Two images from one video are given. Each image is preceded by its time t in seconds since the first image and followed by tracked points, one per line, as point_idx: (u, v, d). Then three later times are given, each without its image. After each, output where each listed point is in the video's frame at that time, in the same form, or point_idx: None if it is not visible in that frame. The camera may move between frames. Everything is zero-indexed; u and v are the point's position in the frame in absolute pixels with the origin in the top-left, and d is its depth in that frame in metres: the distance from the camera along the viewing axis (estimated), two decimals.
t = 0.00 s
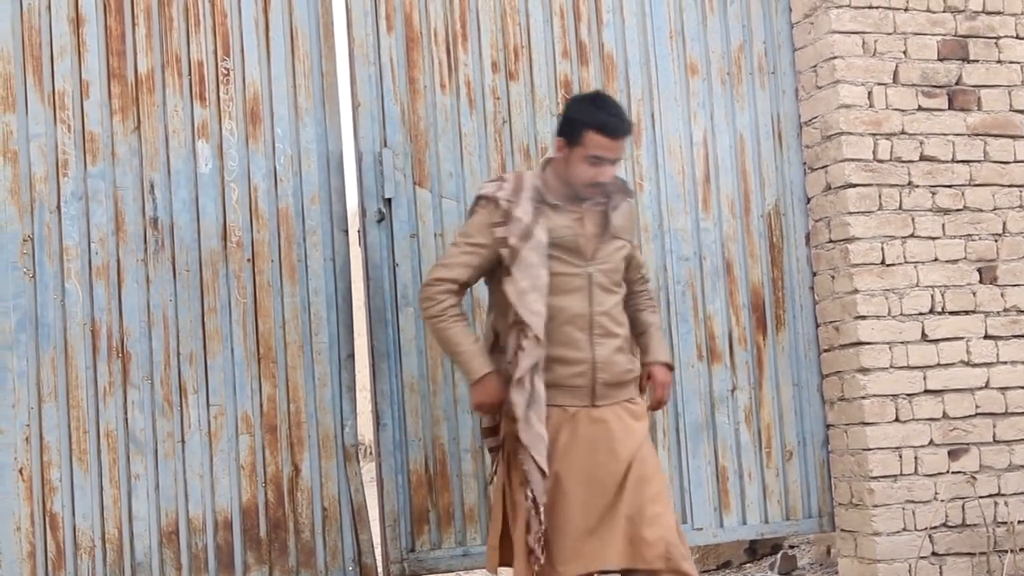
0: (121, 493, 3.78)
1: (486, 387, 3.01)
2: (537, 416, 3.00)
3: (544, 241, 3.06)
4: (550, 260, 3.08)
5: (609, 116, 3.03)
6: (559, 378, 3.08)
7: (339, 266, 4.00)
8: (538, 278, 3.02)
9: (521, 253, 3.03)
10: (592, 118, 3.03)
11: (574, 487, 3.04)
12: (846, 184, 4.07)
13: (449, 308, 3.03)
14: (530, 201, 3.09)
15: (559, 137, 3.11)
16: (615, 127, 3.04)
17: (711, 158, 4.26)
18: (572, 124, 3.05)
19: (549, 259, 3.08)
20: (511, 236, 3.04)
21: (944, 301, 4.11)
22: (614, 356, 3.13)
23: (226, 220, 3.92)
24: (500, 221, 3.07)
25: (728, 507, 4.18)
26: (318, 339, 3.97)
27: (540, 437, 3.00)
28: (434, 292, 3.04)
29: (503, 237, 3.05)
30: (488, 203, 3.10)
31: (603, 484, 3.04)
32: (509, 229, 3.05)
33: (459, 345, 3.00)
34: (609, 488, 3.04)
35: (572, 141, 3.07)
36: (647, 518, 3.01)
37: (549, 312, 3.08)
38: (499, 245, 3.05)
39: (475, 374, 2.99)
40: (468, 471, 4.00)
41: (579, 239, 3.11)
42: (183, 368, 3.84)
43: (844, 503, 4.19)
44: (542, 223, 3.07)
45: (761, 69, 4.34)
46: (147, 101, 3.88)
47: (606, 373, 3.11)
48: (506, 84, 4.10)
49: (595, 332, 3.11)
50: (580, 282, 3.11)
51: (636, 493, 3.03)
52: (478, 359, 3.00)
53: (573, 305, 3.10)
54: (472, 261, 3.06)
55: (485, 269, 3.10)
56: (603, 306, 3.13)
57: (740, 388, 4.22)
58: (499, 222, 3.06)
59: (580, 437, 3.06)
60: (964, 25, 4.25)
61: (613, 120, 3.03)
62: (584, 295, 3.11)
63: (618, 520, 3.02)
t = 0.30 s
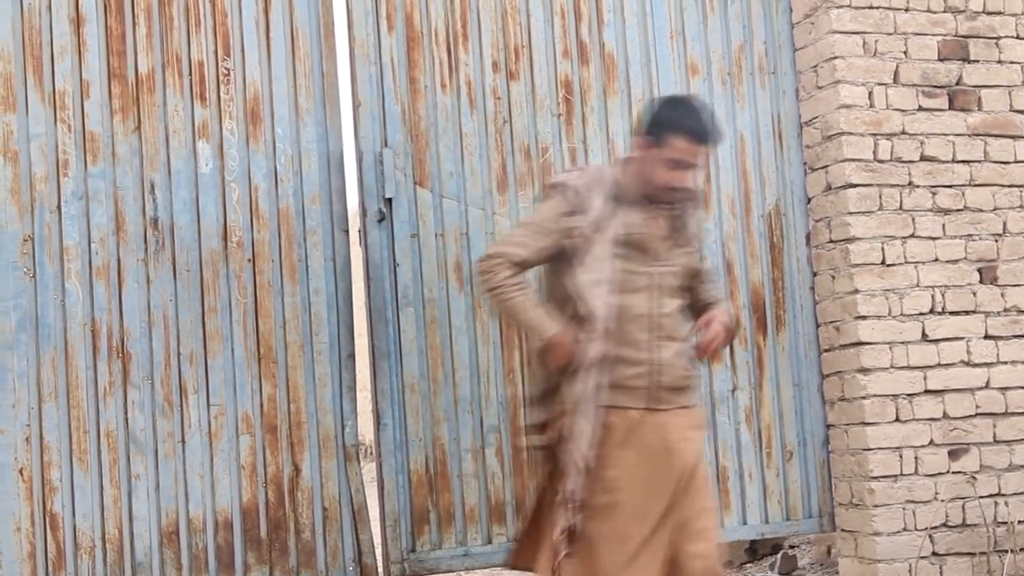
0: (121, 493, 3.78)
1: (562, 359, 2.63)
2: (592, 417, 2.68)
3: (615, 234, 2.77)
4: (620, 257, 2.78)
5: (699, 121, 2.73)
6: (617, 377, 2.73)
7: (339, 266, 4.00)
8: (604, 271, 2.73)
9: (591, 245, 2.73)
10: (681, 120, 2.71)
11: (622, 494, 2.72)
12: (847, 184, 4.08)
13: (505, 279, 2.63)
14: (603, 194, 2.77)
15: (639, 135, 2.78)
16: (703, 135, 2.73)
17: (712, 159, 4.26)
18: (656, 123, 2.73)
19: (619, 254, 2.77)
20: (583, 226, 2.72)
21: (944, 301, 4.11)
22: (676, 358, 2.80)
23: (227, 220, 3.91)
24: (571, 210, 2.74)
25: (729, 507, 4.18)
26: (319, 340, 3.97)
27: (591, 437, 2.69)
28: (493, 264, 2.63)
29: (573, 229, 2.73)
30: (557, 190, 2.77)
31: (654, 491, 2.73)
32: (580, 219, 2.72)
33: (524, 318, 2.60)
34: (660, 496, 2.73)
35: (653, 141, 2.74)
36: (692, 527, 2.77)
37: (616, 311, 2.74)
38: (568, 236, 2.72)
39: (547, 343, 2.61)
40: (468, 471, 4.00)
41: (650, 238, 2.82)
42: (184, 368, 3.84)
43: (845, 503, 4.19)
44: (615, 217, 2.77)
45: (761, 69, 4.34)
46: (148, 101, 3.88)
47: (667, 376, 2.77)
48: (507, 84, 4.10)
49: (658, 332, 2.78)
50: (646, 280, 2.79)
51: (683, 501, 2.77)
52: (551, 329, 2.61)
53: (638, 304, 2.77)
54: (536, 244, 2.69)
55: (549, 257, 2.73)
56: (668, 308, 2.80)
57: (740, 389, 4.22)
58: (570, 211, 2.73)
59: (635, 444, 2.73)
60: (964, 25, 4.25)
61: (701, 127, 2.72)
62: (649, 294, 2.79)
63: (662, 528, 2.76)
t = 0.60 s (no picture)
0: (108, 496, 3.77)
1: (608, 336, 2.92)
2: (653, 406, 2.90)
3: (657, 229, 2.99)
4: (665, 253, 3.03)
5: (745, 121, 2.95)
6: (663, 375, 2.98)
7: (326, 266, 4.00)
8: (652, 266, 2.94)
9: (634, 243, 2.96)
10: (729, 120, 2.95)
11: (678, 493, 2.93)
12: (834, 186, 4.08)
13: (544, 268, 2.96)
14: (645, 190, 3.04)
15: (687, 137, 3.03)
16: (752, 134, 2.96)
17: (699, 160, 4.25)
18: (706, 124, 2.98)
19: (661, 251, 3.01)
20: (624, 221, 2.99)
21: (931, 303, 4.12)
22: (713, 360, 3.04)
23: (214, 221, 3.91)
24: (614, 206, 3.02)
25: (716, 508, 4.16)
26: (306, 342, 3.96)
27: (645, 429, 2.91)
28: (529, 254, 2.97)
29: (615, 222, 3.01)
30: (602, 186, 3.06)
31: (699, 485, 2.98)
32: (623, 214, 3.00)
33: (564, 301, 2.93)
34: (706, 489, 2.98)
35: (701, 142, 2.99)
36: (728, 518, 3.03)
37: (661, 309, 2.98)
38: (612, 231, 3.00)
39: (589, 323, 2.92)
40: (456, 473, 3.99)
41: (688, 236, 3.04)
42: (171, 369, 3.83)
43: (832, 504, 4.19)
44: (657, 213, 3.01)
45: (749, 71, 4.34)
46: (135, 102, 3.87)
47: (705, 376, 3.02)
48: (495, 85, 4.10)
49: (696, 333, 3.02)
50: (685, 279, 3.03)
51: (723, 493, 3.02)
52: (590, 308, 2.92)
53: (680, 304, 3.01)
54: (573, 236, 3.00)
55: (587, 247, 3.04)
56: (708, 309, 3.04)
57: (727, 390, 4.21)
58: (613, 207, 3.02)
59: (681, 443, 2.97)
60: (952, 27, 4.26)
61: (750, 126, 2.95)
62: (688, 294, 3.03)
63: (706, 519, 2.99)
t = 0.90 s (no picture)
0: (91, 497, 3.76)
1: (615, 341, 2.84)
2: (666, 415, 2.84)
3: (658, 231, 2.91)
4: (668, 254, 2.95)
5: (741, 111, 2.89)
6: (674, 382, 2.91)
7: (309, 267, 3.99)
8: (655, 270, 2.87)
9: (637, 245, 2.88)
10: (724, 111, 2.89)
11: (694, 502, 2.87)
12: (818, 187, 4.08)
13: (545, 275, 2.87)
14: (645, 191, 2.96)
15: (682, 132, 2.96)
16: (749, 124, 2.89)
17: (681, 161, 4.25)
18: (700, 118, 2.91)
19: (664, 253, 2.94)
20: (625, 224, 2.90)
21: (913, 303, 4.13)
22: (726, 362, 2.96)
23: (197, 221, 3.90)
24: (613, 209, 2.93)
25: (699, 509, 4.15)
26: (289, 342, 3.96)
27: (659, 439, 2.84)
28: (528, 263, 2.88)
29: (616, 226, 2.92)
30: (599, 190, 2.97)
31: (718, 493, 2.93)
32: (623, 217, 2.91)
33: (568, 308, 2.84)
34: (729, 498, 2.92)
35: (697, 136, 2.92)
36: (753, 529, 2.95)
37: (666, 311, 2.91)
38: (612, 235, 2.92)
39: (595, 328, 2.83)
40: (439, 474, 3.99)
41: (692, 236, 2.97)
42: (153, 370, 3.83)
43: (815, 504, 4.19)
44: (658, 214, 2.93)
45: (732, 72, 4.35)
46: (118, 103, 3.86)
47: (718, 380, 2.94)
48: (478, 86, 4.09)
49: (705, 334, 2.94)
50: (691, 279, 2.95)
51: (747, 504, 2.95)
52: (596, 313, 2.82)
53: (686, 306, 2.93)
54: (573, 242, 2.91)
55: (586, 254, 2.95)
56: (716, 309, 2.96)
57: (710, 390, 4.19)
58: (613, 210, 2.93)
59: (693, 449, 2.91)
60: (934, 29, 4.26)
61: (747, 116, 2.88)
62: (696, 295, 2.95)
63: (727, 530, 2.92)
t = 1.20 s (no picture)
0: (80, 497, 3.75)
1: (626, 355, 2.70)
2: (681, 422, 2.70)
3: (654, 234, 2.79)
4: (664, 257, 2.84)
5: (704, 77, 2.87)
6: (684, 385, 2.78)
7: (300, 268, 3.99)
8: (657, 274, 2.74)
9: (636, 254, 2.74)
10: (689, 83, 2.85)
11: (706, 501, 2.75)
12: (808, 188, 4.08)
13: (550, 296, 2.68)
14: (634, 195, 2.82)
15: (657, 124, 2.87)
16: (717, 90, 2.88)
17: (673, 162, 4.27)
18: (671, 101, 2.84)
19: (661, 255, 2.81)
20: (620, 233, 2.75)
21: (903, 304, 4.13)
22: (733, 358, 2.84)
23: (187, 222, 3.90)
24: (604, 218, 2.78)
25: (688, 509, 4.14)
26: (279, 343, 3.95)
27: (676, 446, 2.71)
28: (526, 287, 2.69)
29: (609, 235, 2.77)
30: (585, 200, 2.80)
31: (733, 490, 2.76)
32: (616, 226, 2.76)
33: (576, 330, 2.67)
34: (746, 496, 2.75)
35: (677, 120, 2.85)
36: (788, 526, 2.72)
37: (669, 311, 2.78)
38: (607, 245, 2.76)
39: (607, 345, 2.68)
40: (429, 474, 3.98)
41: (686, 233, 2.85)
42: (143, 371, 3.82)
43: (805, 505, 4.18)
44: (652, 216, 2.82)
45: (722, 73, 4.34)
46: (107, 103, 3.86)
47: (728, 376, 2.81)
48: (468, 87, 4.09)
49: (711, 331, 2.82)
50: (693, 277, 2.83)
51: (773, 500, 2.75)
52: (612, 328, 2.68)
53: (689, 303, 2.81)
54: (567, 259, 2.75)
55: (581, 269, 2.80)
56: (720, 304, 2.85)
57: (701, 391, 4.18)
58: (603, 219, 2.77)
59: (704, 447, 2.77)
60: (924, 29, 4.27)
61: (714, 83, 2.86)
62: (699, 291, 2.83)
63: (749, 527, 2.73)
